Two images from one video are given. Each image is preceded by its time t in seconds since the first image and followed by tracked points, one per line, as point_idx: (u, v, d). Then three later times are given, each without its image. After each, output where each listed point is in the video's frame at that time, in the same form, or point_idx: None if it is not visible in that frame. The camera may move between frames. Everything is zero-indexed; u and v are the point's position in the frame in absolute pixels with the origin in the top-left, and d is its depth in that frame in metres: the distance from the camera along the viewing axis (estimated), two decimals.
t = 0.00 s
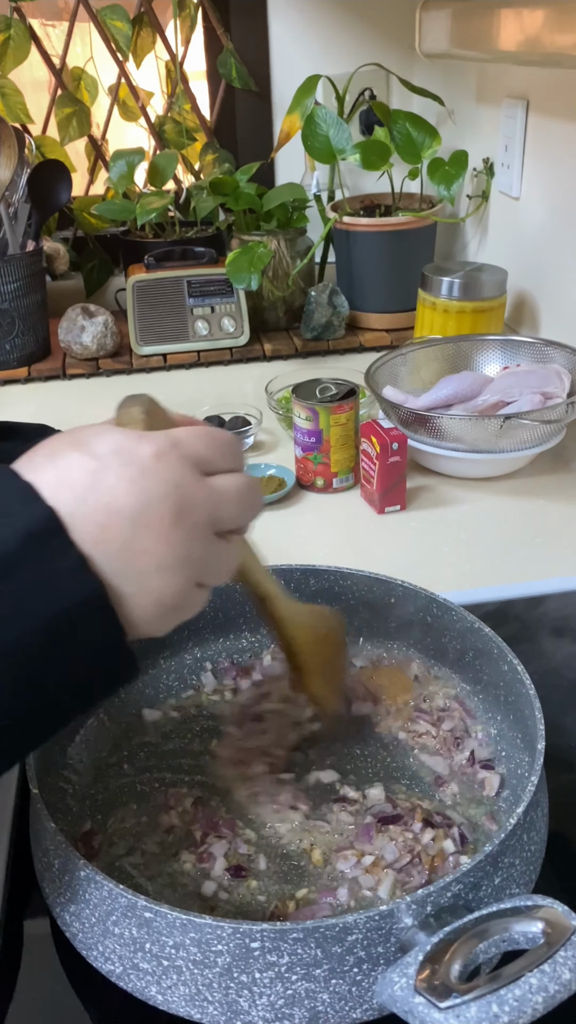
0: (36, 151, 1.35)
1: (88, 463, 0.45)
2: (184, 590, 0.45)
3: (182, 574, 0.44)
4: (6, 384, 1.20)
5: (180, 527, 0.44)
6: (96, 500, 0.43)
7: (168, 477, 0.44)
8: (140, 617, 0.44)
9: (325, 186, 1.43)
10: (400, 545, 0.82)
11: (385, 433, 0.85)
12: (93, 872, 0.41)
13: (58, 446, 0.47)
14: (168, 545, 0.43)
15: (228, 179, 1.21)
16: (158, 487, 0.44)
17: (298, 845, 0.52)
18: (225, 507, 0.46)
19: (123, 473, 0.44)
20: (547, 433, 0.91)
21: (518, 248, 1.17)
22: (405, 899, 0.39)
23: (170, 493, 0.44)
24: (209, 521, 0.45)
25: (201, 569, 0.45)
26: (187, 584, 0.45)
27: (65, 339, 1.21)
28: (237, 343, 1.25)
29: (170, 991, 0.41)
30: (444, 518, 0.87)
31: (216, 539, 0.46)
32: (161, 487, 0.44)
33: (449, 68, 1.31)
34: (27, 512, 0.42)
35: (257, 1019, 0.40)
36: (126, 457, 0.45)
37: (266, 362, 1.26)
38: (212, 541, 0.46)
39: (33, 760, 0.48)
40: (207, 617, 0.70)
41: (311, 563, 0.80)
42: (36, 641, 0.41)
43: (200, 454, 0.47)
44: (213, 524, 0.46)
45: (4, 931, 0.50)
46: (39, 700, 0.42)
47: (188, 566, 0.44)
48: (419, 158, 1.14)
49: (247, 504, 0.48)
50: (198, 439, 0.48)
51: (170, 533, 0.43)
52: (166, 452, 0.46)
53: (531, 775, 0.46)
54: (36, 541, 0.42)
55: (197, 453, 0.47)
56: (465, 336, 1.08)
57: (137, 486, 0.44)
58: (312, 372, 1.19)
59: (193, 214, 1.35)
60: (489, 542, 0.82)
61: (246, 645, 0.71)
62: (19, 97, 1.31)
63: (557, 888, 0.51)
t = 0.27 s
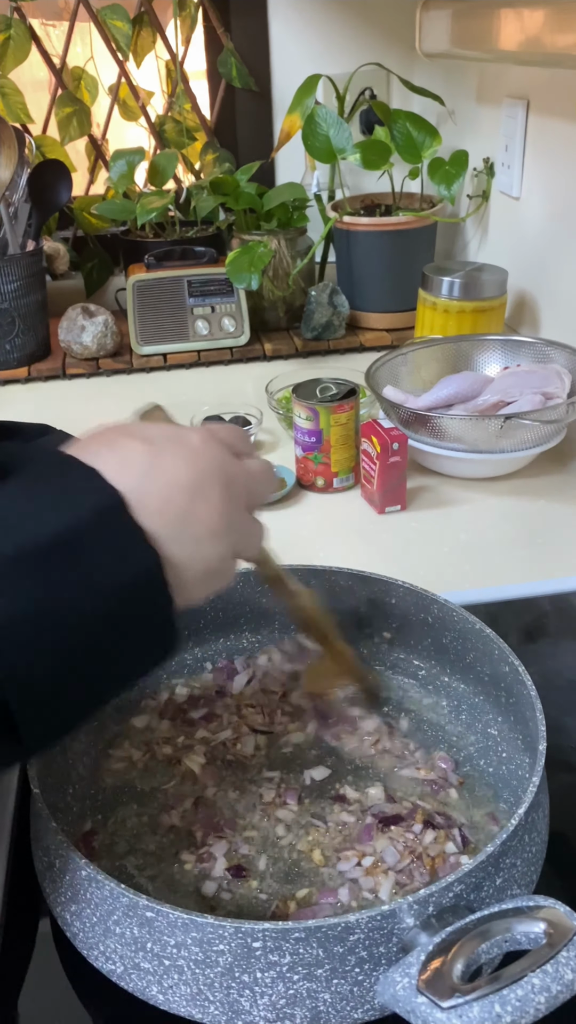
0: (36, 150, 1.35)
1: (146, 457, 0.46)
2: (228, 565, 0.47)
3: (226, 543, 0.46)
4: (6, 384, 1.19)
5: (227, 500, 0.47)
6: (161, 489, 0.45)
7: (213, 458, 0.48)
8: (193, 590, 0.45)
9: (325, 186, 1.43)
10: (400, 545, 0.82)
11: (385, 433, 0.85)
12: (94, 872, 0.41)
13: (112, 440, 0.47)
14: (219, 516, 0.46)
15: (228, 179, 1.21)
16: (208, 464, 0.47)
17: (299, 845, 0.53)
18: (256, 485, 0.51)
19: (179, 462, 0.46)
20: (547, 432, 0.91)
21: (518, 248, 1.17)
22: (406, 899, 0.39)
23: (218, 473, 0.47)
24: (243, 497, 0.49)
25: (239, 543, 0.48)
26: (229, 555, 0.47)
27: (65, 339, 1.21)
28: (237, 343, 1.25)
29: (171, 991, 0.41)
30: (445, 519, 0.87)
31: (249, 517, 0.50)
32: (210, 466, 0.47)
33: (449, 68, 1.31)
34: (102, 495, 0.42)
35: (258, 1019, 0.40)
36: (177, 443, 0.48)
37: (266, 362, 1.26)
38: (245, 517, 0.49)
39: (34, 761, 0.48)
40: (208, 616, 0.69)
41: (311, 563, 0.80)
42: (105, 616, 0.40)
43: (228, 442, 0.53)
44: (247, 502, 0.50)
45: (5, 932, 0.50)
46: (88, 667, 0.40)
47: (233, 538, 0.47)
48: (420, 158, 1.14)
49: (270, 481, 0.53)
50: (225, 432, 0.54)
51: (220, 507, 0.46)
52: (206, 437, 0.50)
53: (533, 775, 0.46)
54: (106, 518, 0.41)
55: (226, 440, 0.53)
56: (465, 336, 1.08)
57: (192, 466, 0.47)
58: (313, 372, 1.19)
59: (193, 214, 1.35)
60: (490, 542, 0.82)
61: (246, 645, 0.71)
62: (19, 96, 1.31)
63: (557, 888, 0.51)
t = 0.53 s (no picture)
0: (36, 151, 1.35)
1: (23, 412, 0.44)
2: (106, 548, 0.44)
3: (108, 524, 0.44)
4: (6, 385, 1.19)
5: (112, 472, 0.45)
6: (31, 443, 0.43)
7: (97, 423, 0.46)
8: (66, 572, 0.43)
9: (325, 186, 1.43)
10: (400, 545, 0.82)
11: (385, 433, 0.85)
12: (92, 872, 0.41)
13: None
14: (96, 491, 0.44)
15: (228, 180, 1.21)
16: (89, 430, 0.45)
17: (297, 846, 0.53)
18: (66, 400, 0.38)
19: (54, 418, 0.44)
20: (546, 433, 0.91)
21: (518, 248, 1.17)
22: (405, 899, 0.39)
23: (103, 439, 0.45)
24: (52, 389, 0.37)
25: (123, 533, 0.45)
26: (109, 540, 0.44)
27: (66, 340, 1.21)
28: (238, 343, 1.25)
29: (170, 991, 0.41)
30: (445, 519, 0.87)
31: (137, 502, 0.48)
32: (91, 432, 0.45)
33: (448, 68, 1.31)
34: None
35: (257, 1019, 0.40)
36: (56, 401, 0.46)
37: (266, 363, 1.26)
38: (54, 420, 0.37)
39: (34, 760, 0.48)
40: (208, 617, 0.68)
41: (311, 563, 0.80)
42: None
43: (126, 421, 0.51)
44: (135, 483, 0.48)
45: (5, 933, 0.50)
46: None
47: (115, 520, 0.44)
48: (419, 158, 1.14)
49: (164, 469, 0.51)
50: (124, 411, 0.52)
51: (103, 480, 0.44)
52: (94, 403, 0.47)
53: (532, 775, 0.46)
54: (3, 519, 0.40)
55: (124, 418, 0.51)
56: (465, 336, 1.08)
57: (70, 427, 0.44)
58: (313, 372, 1.20)
59: (193, 214, 1.35)
60: (489, 542, 0.82)
61: (247, 645, 0.70)
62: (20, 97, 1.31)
63: (557, 888, 0.51)
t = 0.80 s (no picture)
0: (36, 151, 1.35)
1: None
2: (29, 570, 0.41)
3: (29, 545, 0.41)
4: (6, 385, 1.19)
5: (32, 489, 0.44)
6: None
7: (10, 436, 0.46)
8: None
9: (325, 186, 1.43)
10: (400, 545, 0.82)
11: (385, 433, 0.85)
12: (93, 873, 0.41)
13: None
14: (16, 509, 0.42)
15: (228, 180, 1.20)
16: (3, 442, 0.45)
17: (297, 846, 0.53)
18: (71, 482, 0.48)
19: None
20: (546, 433, 0.91)
21: (518, 248, 1.17)
22: (405, 899, 0.39)
23: (17, 452, 0.45)
24: (56, 489, 0.46)
25: (44, 551, 0.42)
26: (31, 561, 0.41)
27: (66, 339, 1.21)
28: (237, 343, 1.25)
29: (170, 991, 0.41)
30: (445, 519, 0.87)
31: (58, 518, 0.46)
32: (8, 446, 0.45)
33: (448, 68, 1.31)
34: None
35: (257, 1019, 0.40)
36: None
37: (266, 363, 1.26)
38: (54, 518, 0.45)
39: (34, 760, 0.48)
40: (209, 617, 0.68)
41: (312, 563, 0.80)
42: None
43: (42, 432, 0.50)
44: (57, 498, 0.47)
45: (6, 933, 0.50)
46: None
47: (36, 536, 0.42)
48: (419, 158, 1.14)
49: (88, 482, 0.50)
50: (40, 422, 0.51)
51: (23, 497, 0.43)
52: (9, 421, 0.48)
53: (532, 775, 0.47)
54: None
55: (40, 430, 0.50)
56: (465, 336, 1.08)
57: None
58: (313, 372, 1.20)
59: (193, 214, 1.35)
60: (489, 542, 0.82)
61: (247, 645, 0.71)
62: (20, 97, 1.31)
63: (557, 888, 0.51)
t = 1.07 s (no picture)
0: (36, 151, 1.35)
1: (101, 524, 0.40)
2: (198, 650, 0.40)
3: (195, 626, 0.39)
4: (7, 385, 1.20)
5: (202, 580, 0.40)
6: (107, 565, 0.38)
7: (181, 525, 0.41)
8: (153, 670, 0.39)
9: (325, 187, 1.43)
10: (399, 545, 0.82)
11: (385, 433, 0.85)
12: (92, 872, 0.41)
13: (74, 511, 0.42)
14: (176, 591, 0.39)
15: (229, 180, 1.21)
16: (167, 535, 0.40)
17: (297, 846, 0.53)
18: (239, 562, 0.42)
19: (137, 526, 0.40)
20: (547, 433, 0.91)
21: (518, 248, 1.17)
22: (404, 900, 0.39)
23: (186, 543, 0.40)
24: (222, 575, 0.41)
25: (215, 627, 0.41)
26: (199, 641, 0.40)
27: (66, 340, 1.21)
28: (237, 343, 1.25)
29: (169, 991, 0.41)
30: (444, 519, 0.87)
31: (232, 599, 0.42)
32: (173, 537, 0.40)
33: (448, 68, 1.31)
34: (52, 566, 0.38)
35: (256, 1019, 0.40)
36: (138, 511, 0.41)
37: (266, 363, 1.26)
38: (226, 600, 0.41)
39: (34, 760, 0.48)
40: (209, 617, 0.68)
41: (311, 563, 0.80)
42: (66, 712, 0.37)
43: (213, 512, 0.45)
44: (227, 579, 0.41)
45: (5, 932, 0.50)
46: (34, 772, 0.38)
47: (202, 617, 0.40)
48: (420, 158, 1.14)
49: (265, 558, 0.44)
50: (209, 502, 0.46)
51: (188, 584, 0.39)
52: (177, 505, 0.43)
53: (531, 776, 0.47)
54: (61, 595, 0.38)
55: (209, 510, 0.45)
56: (465, 336, 1.08)
57: (150, 534, 0.40)
58: (313, 372, 1.20)
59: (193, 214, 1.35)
60: (489, 542, 0.82)
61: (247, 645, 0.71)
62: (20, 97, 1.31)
63: (556, 888, 0.51)
